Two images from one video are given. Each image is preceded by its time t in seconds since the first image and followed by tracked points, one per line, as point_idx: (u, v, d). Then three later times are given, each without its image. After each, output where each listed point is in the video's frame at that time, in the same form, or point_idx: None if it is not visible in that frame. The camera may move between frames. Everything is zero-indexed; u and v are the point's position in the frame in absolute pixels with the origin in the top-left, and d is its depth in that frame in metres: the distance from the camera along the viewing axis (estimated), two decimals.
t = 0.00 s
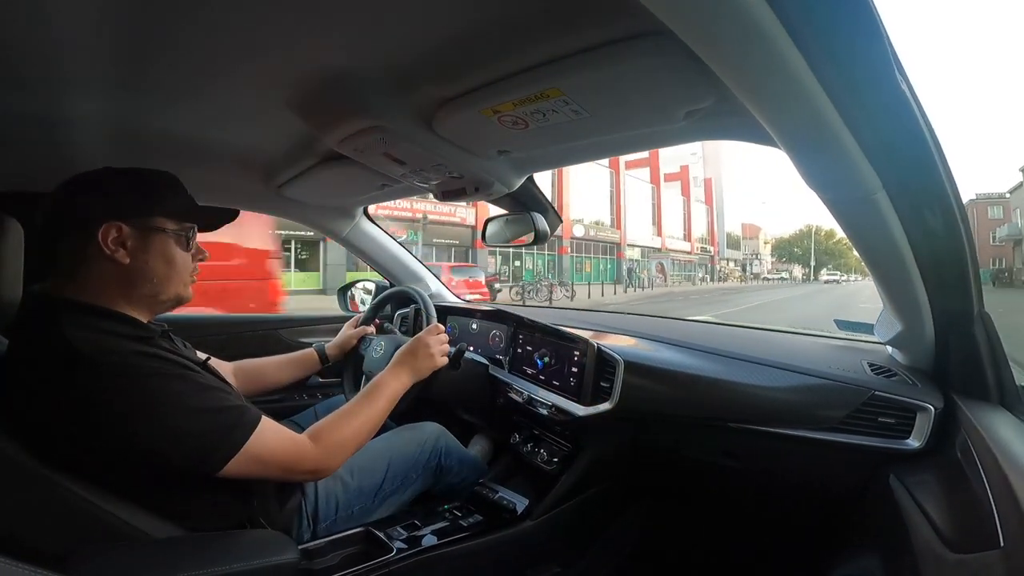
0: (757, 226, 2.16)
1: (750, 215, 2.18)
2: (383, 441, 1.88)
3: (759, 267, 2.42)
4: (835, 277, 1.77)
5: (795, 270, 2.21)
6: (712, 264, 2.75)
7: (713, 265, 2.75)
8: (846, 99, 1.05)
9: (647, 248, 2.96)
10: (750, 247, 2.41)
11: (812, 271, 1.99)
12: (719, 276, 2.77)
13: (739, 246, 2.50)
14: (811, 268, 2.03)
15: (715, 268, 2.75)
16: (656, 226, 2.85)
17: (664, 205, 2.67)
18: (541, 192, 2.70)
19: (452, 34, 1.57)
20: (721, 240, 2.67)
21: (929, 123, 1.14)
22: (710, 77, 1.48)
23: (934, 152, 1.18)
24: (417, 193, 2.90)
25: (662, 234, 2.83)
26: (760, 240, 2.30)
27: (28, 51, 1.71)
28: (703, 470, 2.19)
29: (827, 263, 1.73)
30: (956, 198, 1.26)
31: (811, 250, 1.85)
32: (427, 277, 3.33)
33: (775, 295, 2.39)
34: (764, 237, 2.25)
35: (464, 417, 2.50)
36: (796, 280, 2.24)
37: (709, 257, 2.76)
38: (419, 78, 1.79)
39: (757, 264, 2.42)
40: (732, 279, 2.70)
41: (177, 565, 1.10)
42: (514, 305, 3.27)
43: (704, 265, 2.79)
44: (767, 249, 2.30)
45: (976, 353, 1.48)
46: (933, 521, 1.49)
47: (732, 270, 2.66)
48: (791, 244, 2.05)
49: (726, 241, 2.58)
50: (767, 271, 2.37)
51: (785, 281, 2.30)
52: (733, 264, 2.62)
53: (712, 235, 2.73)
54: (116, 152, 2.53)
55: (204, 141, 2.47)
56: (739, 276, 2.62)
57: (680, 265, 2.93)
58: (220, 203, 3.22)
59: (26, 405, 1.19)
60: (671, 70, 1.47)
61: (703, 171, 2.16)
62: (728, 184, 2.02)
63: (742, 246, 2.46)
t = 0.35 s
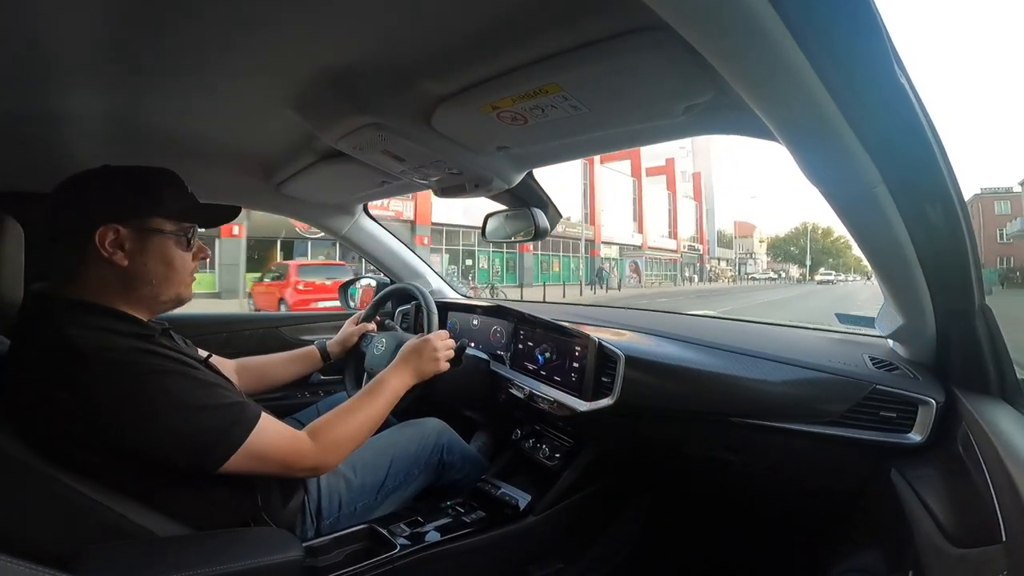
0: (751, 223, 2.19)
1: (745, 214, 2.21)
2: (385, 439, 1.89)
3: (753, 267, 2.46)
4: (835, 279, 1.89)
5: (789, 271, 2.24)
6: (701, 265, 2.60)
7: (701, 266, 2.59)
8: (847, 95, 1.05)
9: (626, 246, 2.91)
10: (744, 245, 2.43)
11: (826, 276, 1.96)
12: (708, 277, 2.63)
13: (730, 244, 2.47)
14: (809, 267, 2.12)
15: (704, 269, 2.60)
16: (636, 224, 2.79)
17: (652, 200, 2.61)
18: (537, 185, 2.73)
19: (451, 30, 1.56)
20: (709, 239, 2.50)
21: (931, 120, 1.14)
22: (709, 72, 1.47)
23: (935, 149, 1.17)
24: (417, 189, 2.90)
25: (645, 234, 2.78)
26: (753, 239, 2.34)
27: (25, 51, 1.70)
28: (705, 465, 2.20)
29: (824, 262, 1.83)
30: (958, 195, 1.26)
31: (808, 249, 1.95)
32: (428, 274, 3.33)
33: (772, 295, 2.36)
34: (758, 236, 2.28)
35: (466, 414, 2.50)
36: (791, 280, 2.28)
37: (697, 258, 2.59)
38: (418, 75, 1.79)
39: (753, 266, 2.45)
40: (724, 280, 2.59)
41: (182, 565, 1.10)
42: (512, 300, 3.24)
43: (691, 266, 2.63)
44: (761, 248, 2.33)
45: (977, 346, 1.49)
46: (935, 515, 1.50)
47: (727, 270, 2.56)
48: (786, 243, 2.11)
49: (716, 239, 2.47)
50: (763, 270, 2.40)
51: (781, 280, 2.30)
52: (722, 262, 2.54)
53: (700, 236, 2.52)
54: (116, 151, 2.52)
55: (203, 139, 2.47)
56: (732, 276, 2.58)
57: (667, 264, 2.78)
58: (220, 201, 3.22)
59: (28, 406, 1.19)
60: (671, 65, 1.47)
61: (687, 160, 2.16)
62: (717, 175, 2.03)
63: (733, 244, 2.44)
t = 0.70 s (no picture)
0: (745, 222, 2.20)
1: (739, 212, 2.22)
2: (383, 440, 1.89)
3: (746, 266, 2.54)
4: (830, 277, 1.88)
5: (785, 271, 2.24)
6: (689, 264, 2.64)
7: (690, 265, 2.64)
8: (848, 97, 1.05)
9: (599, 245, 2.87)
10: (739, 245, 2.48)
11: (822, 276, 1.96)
12: (696, 277, 2.66)
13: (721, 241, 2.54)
14: (803, 265, 2.13)
15: (693, 269, 2.64)
16: (616, 221, 2.69)
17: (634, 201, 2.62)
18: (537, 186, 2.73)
19: (453, 33, 1.57)
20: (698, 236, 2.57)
21: (931, 123, 1.14)
22: (709, 75, 1.48)
23: (935, 151, 1.17)
24: (417, 191, 2.90)
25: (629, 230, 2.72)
26: (748, 236, 2.36)
27: (28, 49, 1.71)
28: (703, 468, 2.20)
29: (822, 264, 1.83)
30: (957, 199, 1.26)
31: (802, 247, 1.96)
32: (427, 276, 3.33)
33: (767, 296, 2.41)
34: (753, 235, 2.30)
35: (465, 416, 2.50)
36: (786, 280, 2.31)
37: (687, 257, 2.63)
38: (420, 77, 1.79)
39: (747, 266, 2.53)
40: (713, 280, 2.62)
41: (179, 564, 1.10)
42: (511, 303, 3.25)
43: (679, 266, 2.67)
44: (756, 246, 2.37)
45: (978, 352, 1.48)
46: (933, 521, 1.50)
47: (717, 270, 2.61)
48: (781, 242, 2.12)
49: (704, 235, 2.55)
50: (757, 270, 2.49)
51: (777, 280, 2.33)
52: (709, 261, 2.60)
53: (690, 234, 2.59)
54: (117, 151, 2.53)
55: (204, 139, 2.47)
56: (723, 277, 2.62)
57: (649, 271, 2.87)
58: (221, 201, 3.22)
59: (24, 403, 1.19)
60: (671, 68, 1.47)
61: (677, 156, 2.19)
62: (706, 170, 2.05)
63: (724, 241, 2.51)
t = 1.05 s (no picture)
0: (743, 220, 2.25)
1: (733, 209, 2.30)
2: (384, 439, 1.89)
3: (740, 267, 2.60)
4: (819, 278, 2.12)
5: (781, 269, 2.32)
6: (677, 263, 2.67)
7: (676, 265, 2.68)
8: (847, 95, 1.04)
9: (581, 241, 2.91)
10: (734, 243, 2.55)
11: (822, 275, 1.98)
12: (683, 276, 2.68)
13: (711, 239, 2.62)
14: (800, 265, 2.21)
15: (680, 268, 2.67)
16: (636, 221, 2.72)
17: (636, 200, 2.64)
18: (537, 183, 2.71)
19: (450, 30, 1.56)
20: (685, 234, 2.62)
21: (930, 123, 1.13)
22: (708, 73, 1.48)
23: (934, 152, 1.18)
24: (416, 189, 2.90)
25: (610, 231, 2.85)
26: (741, 235, 2.45)
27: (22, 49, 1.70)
28: (703, 465, 2.20)
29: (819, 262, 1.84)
30: (957, 198, 1.26)
31: (799, 246, 2.00)
32: (427, 274, 3.33)
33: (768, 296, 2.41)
34: (746, 233, 2.38)
35: (465, 414, 2.50)
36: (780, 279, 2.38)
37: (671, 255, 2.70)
38: (418, 75, 1.79)
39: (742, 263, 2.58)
40: (703, 280, 2.64)
41: (181, 565, 1.10)
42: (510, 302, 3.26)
43: (664, 265, 2.71)
44: (751, 245, 2.46)
45: (977, 348, 1.49)
46: (933, 517, 1.50)
47: (706, 269, 2.65)
48: (777, 241, 2.18)
49: (693, 233, 2.61)
50: (749, 271, 2.57)
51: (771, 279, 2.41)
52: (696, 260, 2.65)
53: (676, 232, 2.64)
54: (115, 151, 2.52)
55: (202, 138, 2.46)
56: (712, 276, 2.65)
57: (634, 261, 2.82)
58: (219, 200, 3.22)
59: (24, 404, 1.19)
60: (670, 66, 1.47)
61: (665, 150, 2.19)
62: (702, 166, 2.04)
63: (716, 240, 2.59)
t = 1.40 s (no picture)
0: (734, 217, 2.21)
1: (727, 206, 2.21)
2: (383, 440, 1.88)
3: (736, 265, 2.47)
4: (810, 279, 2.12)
5: (776, 269, 2.22)
6: (662, 263, 2.74)
7: (664, 264, 2.74)
8: (844, 96, 1.05)
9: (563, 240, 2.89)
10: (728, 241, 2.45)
11: (818, 275, 1.94)
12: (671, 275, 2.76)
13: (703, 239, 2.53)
14: (790, 265, 2.15)
15: (666, 267, 2.74)
16: (618, 219, 2.70)
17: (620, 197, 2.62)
18: (538, 184, 2.72)
19: (450, 32, 1.57)
20: (671, 232, 2.64)
21: (928, 125, 1.13)
22: (707, 75, 1.48)
23: (934, 153, 1.17)
24: (416, 191, 2.90)
25: (590, 227, 2.74)
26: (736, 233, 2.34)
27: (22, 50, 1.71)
28: (703, 466, 2.20)
29: (818, 263, 1.84)
30: (956, 200, 1.26)
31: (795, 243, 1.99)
32: (427, 276, 3.33)
33: (766, 296, 2.38)
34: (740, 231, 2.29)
35: (464, 416, 2.49)
36: (778, 283, 2.24)
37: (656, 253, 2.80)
38: (418, 77, 1.79)
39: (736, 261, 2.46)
40: (688, 279, 2.69)
41: (179, 567, 1.10)
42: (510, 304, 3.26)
43: (647, 264, 2.82)
44: (744, 244, 2.33)
45: (976, 350, 1.48)
46: (933, 518, 1.50)
47: (693, 268, 2.66)
48: (772, 239, 2.14)
49: (680, 231, 2.58)
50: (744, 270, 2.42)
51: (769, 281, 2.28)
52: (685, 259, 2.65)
53: (661, 230, 2.69)
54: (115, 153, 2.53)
55: (201, 140, 2.46)
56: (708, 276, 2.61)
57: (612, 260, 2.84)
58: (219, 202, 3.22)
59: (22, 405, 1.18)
60: (669, 68, 1.47)
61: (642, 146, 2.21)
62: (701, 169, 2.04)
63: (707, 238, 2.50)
